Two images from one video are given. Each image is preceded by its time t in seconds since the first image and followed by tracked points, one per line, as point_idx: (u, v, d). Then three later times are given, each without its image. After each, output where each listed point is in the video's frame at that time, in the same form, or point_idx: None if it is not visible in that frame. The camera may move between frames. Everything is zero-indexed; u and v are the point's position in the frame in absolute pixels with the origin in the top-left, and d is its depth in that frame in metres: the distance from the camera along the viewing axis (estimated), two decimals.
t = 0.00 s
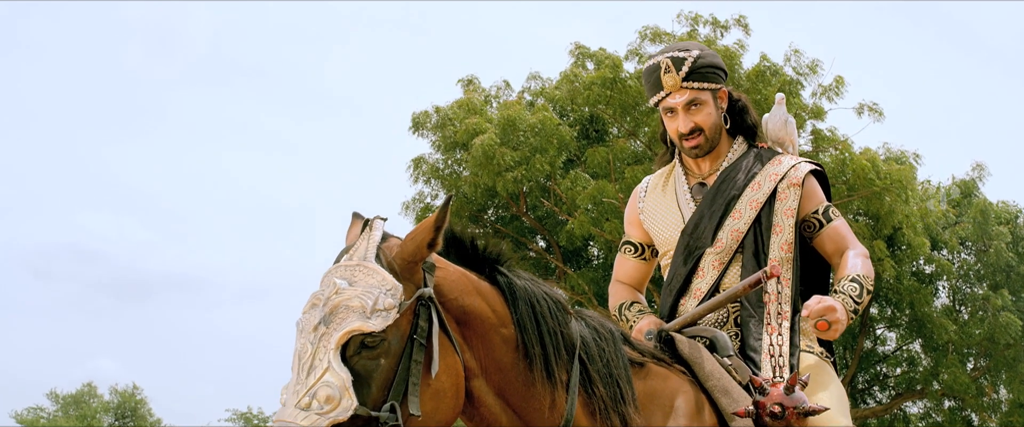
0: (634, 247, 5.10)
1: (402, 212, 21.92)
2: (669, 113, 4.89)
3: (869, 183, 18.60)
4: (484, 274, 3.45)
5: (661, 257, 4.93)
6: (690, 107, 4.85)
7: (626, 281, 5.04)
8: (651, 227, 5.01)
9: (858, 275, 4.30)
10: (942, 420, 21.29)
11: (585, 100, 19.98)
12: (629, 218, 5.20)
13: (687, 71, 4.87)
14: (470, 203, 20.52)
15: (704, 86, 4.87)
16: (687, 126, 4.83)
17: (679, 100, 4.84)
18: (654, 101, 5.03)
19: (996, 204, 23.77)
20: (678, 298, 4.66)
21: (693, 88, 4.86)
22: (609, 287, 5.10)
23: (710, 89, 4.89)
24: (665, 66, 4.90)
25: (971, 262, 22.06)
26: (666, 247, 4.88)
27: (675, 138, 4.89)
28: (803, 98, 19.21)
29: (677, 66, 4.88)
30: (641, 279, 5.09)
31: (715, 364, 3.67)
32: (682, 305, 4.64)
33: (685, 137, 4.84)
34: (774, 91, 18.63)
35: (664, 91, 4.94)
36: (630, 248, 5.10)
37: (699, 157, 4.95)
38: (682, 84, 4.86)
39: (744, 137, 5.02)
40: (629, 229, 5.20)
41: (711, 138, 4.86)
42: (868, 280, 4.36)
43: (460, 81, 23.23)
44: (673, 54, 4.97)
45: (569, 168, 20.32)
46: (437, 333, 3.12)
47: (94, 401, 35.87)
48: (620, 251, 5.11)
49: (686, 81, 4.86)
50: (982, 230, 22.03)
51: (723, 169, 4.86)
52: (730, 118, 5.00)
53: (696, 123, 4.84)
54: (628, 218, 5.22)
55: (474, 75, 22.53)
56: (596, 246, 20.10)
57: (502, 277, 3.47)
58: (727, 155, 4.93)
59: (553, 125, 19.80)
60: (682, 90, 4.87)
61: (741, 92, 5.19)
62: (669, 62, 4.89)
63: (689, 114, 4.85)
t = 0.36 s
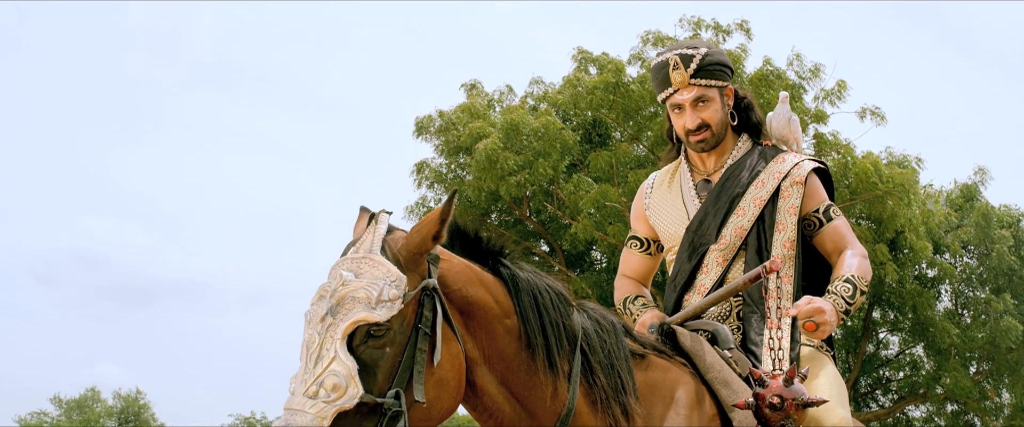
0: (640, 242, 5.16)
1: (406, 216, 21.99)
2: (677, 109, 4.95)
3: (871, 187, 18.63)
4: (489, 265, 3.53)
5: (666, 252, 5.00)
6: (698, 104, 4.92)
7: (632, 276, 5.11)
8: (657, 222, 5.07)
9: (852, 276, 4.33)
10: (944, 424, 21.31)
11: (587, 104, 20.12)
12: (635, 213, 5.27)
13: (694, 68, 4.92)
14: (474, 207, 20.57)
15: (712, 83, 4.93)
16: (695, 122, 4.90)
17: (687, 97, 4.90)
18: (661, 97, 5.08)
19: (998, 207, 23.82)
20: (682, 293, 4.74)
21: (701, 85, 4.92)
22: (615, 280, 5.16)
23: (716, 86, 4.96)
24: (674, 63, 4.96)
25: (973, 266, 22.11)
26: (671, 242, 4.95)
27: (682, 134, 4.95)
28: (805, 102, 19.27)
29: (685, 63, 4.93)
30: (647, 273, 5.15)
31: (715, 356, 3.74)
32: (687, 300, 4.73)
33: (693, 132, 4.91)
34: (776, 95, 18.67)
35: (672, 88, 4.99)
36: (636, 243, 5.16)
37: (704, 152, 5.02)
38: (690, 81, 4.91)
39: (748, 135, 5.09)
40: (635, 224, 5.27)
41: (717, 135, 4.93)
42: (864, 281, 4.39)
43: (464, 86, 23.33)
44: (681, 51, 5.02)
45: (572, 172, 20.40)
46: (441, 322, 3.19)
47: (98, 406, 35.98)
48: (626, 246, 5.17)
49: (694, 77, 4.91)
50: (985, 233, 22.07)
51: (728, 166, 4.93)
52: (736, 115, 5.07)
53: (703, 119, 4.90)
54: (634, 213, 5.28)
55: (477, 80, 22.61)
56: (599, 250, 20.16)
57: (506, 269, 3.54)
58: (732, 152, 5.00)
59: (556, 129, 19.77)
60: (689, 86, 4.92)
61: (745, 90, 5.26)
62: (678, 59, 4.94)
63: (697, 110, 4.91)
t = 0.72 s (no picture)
0: (646, 239, 5.24)
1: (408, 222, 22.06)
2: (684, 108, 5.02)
3: (873, 193, 18.64)
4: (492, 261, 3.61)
5: (671, 250, 5.07)
6: (705, 104, 4.99)
7: (637, 273, 5.18)
8: (663, 220, 5.15)
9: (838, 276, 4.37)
10: None
11: (589, 110, 20.25)
12: (641, 212, 5.35)
13: (704, 69, 4.99)
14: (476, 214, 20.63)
15: (720, 83, 5.01)
16: (702, 122, 4.98)
17: (695, 96, 4.98)
18: (670, 97, 5.15)
19: (1000, 213, 23.86)
20: (686, 291, 4.81)
21: (709, 85, 4.99)
22: (621, 277, 5.23)
23: (724, 88, 5.03)
24: (683, 63, 5.03)
25: (974, 271, 22.17)
26: (676, 239, 5.03)
27: (689, 133, 5.02)
28: (806, 108, 19.35)
29: (695, 63, 5.00)
30: (652, 271, 5.23)
31: (717, 351, 3.83)
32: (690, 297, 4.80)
33: (699, 132, 4.98)
34: (778, 101, 18.73)
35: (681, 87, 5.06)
36: (642, 241, 5.24)
37: (709, 152, 5.09)
38: (698, 81, 4.99)
39: (754, 135, 5.17)
40: (640, 223, 5.34)
41: (724, 135, 5.01)
42: (855, 281, 4.42)
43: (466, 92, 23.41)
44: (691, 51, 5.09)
45: (574, 178, 20.47)
46: (444, 316, 3.27)
47: (100, 412, 35.98)
48: (632, 243, 5.24)
49: (703, 77, 4.98)
50: (986, 238, 22.10)
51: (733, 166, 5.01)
52: (743, 116, 5.14)
53: (710, 119, 4.98)
54: (641, 211, 5.36)
55: (480, 86, 22.70)
56: (601, 256, 20.19)
57: (508, 264, 3.62)
58: (737, 152, 5.08)
59: (559, 135, 19.97)
60: (697, 87, 5.00)
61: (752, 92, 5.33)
62: (687, 59, 5.01)
63: (704, 111, 4.99)
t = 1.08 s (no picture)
0: (652, 236, 5.32)
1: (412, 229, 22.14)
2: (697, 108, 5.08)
3: (875, 199, 18.58)
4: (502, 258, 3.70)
5: (675, 246, 5.16)
6: (718, 105, 5.05)
7: (642, 269, 5.27)
8: (668, 217, 5.23)
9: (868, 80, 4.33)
10: None
11: (592, 118, 20.35)
12: (648, 209, 5.42)
13: (720, 71, 5.05)
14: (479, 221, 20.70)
15: (734, 86, 5.06)
16: (712, 123, 5.03)
17: (709, 97, 5.04)
18: (685, 95, 5.20)
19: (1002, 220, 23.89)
20: (691, 265, 4.89)
21: (723, 88, 5.05)
22: (626, 274, 5.31)
23: (737, 91, 5.09)
24: (701, 64, 5.09)
25: (976, 278, 22.22)
26: (679, 234, 5.13)
27: (699, 132, 5.08)
28: (808, 115, 19.41)
29: (711, 65, 5.06)
30: (658, 268, 5.32)
31: (719, 347, 3.91)
32: (695, 272, 4.87)
33: (709, 132, 5.04)
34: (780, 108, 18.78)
35: (697, 87, 5.11)
36: (648, 238, 5.32)
37: (717, 154, 5.13)
38: (714, 82, 5.04)
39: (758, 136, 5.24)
40: (647, 219, 5.42)
41: (734, 136, 5.06)
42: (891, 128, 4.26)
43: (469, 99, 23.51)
44: (709, 52, 5.15)
45: (577, 185, 20.54)
46: (458, 308, 3.37)
47: (103, 420, 36.06)
48: (638, 240, 5.32)
49: (718, 79, 5.04)
50: (988, 245, 22.14)
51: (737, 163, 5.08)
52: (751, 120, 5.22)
53: (720, 120, 5.03)
54: (648, 208, 5.43)
55: (483, 94, 22.79)
56: (604, 263, 20.23)
57: (519, 259, 3.70)
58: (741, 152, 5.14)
59: (561, 143, 20.03)
60: (712, 88, 5.05)
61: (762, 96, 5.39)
62: (705, 60, 5.07)
63: (715, 111, 5.05)
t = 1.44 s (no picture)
0: (655, 236, 5.39)
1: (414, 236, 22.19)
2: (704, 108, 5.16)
3: (876, 206, 18.61)
4: (514, 252, 3.78)
5: (678, 246, 5.23)
6: (724, 105, 5.13)
7: (645, 269, 5.34)
8: (671, 217, 5.30)
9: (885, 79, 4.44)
10: None
11: (594, 125, 20.43)
12: (651, 210, 5.50)
13: (727, 71, 5.13)
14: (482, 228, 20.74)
15: (740, 87, 5.14)
16: (720, 122, 5.11)
17: (716, 97, 5.12)
18: (691, 95, 5.28)
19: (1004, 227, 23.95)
20: (697, 264, 4.97)
21: (730, 88, 5.13)
22: (629, 274, 5.39)
23: (744, 91, 5.17)
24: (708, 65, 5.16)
25: (978, 285, 22.27)
26: (682, 233, 5.20)
27: (706, 131, 5.16)
28: (810, 122, 19.48)
29: (719, 65, 5.14)
30: (660, 267, 5.39)
31: (723, 345, 3.98)
32: (701, 270, 4.95)
33: (716, 131, 5.12)
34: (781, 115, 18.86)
35: (704, 87, 5.19)
36: (651, 238, 5.39)
37: (723, 152, 5.21)
38: (721, 82, 5.12)
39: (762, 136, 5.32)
40: (650, 220, 5.49)
41: (740, 136, 5.14)
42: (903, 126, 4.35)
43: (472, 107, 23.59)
44: (716, 53, 5.23)
45: (579, 193, 20.60)
46: (470, 302, 3.45)
47: None
48: (641, 240, 5.40)
49: (726, 79, 5.12)
50: (989, 252, 22.21)
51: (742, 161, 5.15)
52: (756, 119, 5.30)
53: (727, 120, 5.11)
54: (651, 209, 5.51)
55: (486, 101, 22.88)
56: (606, 270, 20.27)
57: (529, 254, 3.78)
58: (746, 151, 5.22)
59: (563, 150, 20.08)
60: (719, 87, 5.13)
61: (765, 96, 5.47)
62: (712, 60, 5.14)
63: (722, 111, 5.13)
